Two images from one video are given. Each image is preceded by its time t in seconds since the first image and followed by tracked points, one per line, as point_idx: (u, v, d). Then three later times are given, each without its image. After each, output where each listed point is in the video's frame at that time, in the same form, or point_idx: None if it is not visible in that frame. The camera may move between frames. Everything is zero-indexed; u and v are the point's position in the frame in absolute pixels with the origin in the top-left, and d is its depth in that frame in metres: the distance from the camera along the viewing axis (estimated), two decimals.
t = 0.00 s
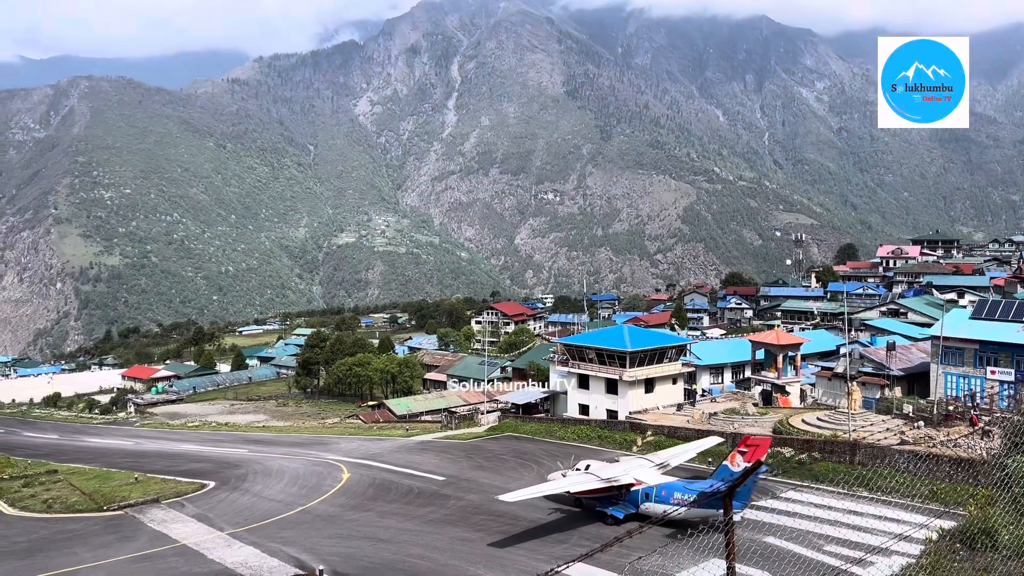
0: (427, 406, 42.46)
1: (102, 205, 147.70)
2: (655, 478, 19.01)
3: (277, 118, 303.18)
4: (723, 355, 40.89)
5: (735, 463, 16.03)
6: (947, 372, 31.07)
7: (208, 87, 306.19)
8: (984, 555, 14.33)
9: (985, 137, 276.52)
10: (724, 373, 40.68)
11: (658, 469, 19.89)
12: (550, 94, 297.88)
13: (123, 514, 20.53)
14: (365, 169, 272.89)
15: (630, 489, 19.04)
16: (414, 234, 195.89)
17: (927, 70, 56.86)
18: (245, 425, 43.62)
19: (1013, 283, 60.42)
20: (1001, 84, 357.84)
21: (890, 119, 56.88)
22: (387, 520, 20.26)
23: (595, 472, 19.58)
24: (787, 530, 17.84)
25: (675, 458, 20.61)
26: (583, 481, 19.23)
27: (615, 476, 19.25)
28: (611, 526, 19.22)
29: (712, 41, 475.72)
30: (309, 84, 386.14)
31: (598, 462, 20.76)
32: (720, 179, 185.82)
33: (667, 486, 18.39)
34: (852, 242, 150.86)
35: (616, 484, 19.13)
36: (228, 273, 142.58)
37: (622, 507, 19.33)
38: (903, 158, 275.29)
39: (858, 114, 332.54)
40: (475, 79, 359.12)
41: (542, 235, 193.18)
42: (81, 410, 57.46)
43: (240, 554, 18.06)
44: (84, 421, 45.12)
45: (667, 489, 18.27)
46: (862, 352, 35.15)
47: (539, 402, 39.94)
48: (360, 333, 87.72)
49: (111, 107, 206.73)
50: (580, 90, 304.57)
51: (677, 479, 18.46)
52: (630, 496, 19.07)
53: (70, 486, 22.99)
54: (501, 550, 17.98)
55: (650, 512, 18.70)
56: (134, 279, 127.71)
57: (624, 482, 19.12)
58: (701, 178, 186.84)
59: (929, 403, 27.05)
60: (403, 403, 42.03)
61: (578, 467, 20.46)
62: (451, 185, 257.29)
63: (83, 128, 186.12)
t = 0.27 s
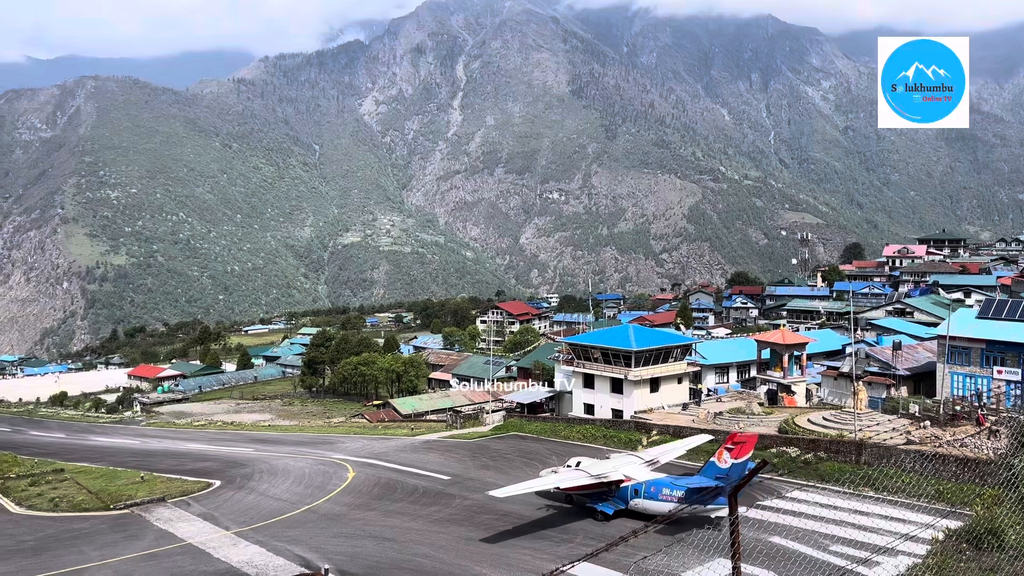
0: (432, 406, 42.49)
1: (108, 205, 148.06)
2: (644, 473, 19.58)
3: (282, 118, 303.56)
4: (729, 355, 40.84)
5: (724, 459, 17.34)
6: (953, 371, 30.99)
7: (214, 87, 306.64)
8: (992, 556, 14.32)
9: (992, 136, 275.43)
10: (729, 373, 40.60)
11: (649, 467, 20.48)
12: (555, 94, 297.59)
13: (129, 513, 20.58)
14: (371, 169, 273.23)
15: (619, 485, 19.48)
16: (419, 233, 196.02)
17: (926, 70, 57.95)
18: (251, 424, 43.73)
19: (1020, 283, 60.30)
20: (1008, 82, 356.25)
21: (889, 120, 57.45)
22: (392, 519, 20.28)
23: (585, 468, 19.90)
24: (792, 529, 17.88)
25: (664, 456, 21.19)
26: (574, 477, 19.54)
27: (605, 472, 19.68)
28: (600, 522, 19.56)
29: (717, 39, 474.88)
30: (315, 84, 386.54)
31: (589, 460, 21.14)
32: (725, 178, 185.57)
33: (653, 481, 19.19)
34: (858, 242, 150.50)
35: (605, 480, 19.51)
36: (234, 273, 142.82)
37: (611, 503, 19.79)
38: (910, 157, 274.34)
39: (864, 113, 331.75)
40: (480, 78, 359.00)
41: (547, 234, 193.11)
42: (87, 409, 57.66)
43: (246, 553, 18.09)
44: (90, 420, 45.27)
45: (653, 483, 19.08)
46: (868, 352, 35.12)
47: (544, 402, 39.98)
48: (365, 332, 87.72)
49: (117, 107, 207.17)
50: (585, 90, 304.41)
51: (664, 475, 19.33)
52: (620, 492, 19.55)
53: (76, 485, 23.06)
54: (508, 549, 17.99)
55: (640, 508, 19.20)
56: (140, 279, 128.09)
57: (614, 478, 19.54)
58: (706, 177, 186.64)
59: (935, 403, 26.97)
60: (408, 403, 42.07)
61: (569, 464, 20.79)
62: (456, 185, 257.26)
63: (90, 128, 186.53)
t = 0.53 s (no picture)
0: (439, 404, 42.44)
1: (117, 204, 148.66)
2: (629, 470, 20.09)
3: (290, 118, 304.33)
4: (737, 355, 40.67)
5: (707, 454, 17.63)
6: (962, 371, 30.91)
7: (222, 87, 307.40)
8: (1002, 556, 14.27)
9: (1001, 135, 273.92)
10: (737, 372, 40.49)
11: (635, 462, 21.21)
12: (562, 93, 297.09)
13: (138, 512, 20.65)
14: (378, 169, 273.61)
15: (604, 482, 20.21)
16: (426, 233, 196.38)
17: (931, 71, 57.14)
18: (259, 423, 43.71)
19: None
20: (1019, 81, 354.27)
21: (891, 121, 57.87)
22: (400, 518, 20.30)
23: (571, 464, 20.74)
24: (800, 529, 17.79)
25: (652, 452, 21.98)
26: (561, 473, 20.40)
27: (591, 469, 20.46)
28: (587, 516, 20.07)
29: (725, 38, 473.90)
30: (322, 83, 387.17)
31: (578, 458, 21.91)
32: (733, 177, 185.22)
33: (638, 477, 19.43)
34: (867, 241, 149.99)
35: (591, 476, 20.33)
36: (242, 272, 143.23)
37: (597, 498, 20.30)
38: (918, 156, 273.00)
39: (873, 112, 330.47)
40: (487, 78, 358.75)
41: (554, 233, 193.06)
42: (97, 408, 57.84)
43: (254, 552, 18.14)
44: (99, 418, 45.40)
45: (638, 479, 19.36)
46: (877, 351, 35.03)
47: (551, 401, 39.97)
48: (372, 331, 87.77)
49: (125, 107, 207.74)
50: (592, 89, 304.19)
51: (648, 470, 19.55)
52: (605, 488, 20.15)
53: (86, 483, 23.13)
54: (517, 548, 18.00)
55: (625, 502, 19.60)
56: (148, 279, 128.52)
57: (601, 474, 20.23)
58: (714, 176, 186.20)
59: (944, 402, 26.83)
60: (416, 401, 42.08)
61: (559, 460, 21.58)
62: (464, 184, 257.41)
63: (98, 128, 187.16)
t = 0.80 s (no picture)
0: (447, 404, 42.46)
1: (127, 204, 149.23)
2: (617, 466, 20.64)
3: (298, 118, 304.88)
4: (745, 354, 40.55)
5: (692, 451, 18.60)
6: (971, 371, 30.77)
7: (230, 87, 308.20)
8: (1010, 557, 14.25)
9: (1012, 134, 271.99)
10: (745, 372, 40.38)
11: (622, 458, 21.88)
12: (570, 93, 296.82)
13: (147, 510, 20.72)
14: (386, 169, 274.18)
15: (592, 477, 20.77)
16: (434, 233, 196.60)
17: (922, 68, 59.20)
18: (268, 423, 43.75)
19: None
20: None
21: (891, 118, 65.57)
22: (408, 517, 20.33)
23: (561, 460, 21.33)
24: (810, 530, 17.75)
25: (641, 449, 22.56)
26: (549, 469, 20.99)
27: (580, 465, 21.03)
28: (575, 511, 20.53)
29: (733, 37, 472.17)
30: (330, 84, 388.19)
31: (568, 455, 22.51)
32: (741, 176, 184.80)
33: (624, 474, 19.99)
34: (876, 240, 149.31)
35: (580, 472, 20.88)
36: (250, 272, 143.55)
37: (586, 494, 20.80)
38: (928, 155, 271.67)
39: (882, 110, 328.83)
40: (495, 77, 358.58)
41: (562, 233, 192.95)
42: (106, 408, 57.91)
43: (262, 551, 18.20)
44: (109, 418, 45.67)
45: (624, 476, 19.91)
46: (886, 351, 34.90)
47: (559, 401, 39.90)
48: (380, 331, 87.79)
49: (134, 107, 208.44)
50: (600, 88, 303.67)
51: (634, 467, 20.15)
52: (593, 483, 20.71)
53: (96, 482, 23.21)
54: (524, 548, 18.01)
55: (612, 499, 20.15)
56: (158, 278, 128.93)
57: (589, 470, 20.81)
58: (722, 175, 185.89)
59: (953, 403, 26.74)
60: (424, 401, 42.11)
61: (548, 457, 22.20)
62: (471, 184, 257.47)
63: (108, 129, 187.85)
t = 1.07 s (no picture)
0: (456, 404, 42.38)
1: (138, 204, 150.00)
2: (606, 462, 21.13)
3: (308, 118, 305.71)
4: (755, 354, 40.43)
5: (677, 448, 19.33)
6: (984, 371, 30.54)
7: (241, 88, 309.37)
8: None
9: None
10: (755, 372, 40.27)
11: (611, 455, 22.36)
12: (580, 92, 295.97)
13: (158, 509, 20.80)
14: (395, 169, 274.49)
15: (581, 473, 21.24)
16: (443, 232, 196.91)
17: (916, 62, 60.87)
18: (278, 422, 43.77)
19: None
20: None
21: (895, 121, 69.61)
22: (417, 517, 20.36)
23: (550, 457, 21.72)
24: (821, 531, 17.68)
25: (630, 446, 23.00)
26: (538, 465, 21.38)
27: (568, 461, 21.44)
28: (564, 507, 20.90)
29: (743, 36, 470.18)
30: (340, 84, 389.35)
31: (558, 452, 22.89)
32: (752, 176, 184.23)
33: (613, 469, 20.58)
34: (887, 240, 148.48)
35: (568, 469, 21.32)
36: (261, 272, 143.98)
37: (574, 490, 21.27)
38: (940, 154, 269.93)
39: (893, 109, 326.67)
40: (505, 77, 358.00)
41: (572, 233, 192.77)
42: (118, 408, 58.25)
43: (273, 550, 18.27)
44: (121, 417, 45.92)
45: (614, 470, 20.48)
46: (897, 351, 34.74)
47: (569, 400, 39.75)
48: (390, 330, 87.75)
49: (145, 108, 209.28)
50: (609, 88, 302.87)
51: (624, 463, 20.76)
52: (581, 480, 21.11)
53: (107, 481, 23.30)
54: (534, 548, 18.01)
55: (600, 494, 20.68)
56: (169, 278, 129.37)
57: (576, 467, 21.22)
58: (732, 175, 185.26)
59: (965, 404, 26.57)
60: (433, 401, 42.04)
61: (538, 454, 22.56)
62: (481, 184, 257.53)
63: (119, 129, 188.71)
